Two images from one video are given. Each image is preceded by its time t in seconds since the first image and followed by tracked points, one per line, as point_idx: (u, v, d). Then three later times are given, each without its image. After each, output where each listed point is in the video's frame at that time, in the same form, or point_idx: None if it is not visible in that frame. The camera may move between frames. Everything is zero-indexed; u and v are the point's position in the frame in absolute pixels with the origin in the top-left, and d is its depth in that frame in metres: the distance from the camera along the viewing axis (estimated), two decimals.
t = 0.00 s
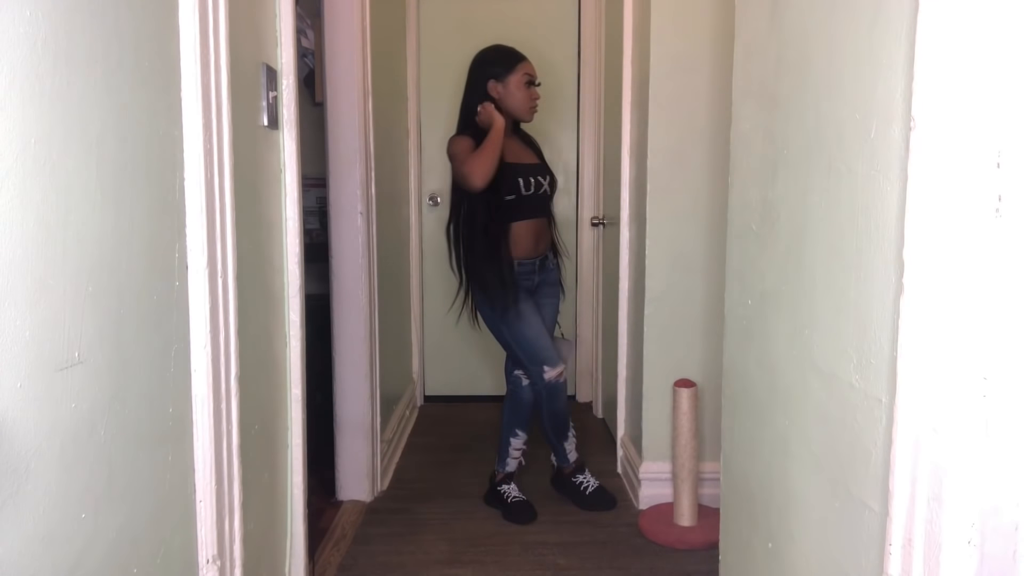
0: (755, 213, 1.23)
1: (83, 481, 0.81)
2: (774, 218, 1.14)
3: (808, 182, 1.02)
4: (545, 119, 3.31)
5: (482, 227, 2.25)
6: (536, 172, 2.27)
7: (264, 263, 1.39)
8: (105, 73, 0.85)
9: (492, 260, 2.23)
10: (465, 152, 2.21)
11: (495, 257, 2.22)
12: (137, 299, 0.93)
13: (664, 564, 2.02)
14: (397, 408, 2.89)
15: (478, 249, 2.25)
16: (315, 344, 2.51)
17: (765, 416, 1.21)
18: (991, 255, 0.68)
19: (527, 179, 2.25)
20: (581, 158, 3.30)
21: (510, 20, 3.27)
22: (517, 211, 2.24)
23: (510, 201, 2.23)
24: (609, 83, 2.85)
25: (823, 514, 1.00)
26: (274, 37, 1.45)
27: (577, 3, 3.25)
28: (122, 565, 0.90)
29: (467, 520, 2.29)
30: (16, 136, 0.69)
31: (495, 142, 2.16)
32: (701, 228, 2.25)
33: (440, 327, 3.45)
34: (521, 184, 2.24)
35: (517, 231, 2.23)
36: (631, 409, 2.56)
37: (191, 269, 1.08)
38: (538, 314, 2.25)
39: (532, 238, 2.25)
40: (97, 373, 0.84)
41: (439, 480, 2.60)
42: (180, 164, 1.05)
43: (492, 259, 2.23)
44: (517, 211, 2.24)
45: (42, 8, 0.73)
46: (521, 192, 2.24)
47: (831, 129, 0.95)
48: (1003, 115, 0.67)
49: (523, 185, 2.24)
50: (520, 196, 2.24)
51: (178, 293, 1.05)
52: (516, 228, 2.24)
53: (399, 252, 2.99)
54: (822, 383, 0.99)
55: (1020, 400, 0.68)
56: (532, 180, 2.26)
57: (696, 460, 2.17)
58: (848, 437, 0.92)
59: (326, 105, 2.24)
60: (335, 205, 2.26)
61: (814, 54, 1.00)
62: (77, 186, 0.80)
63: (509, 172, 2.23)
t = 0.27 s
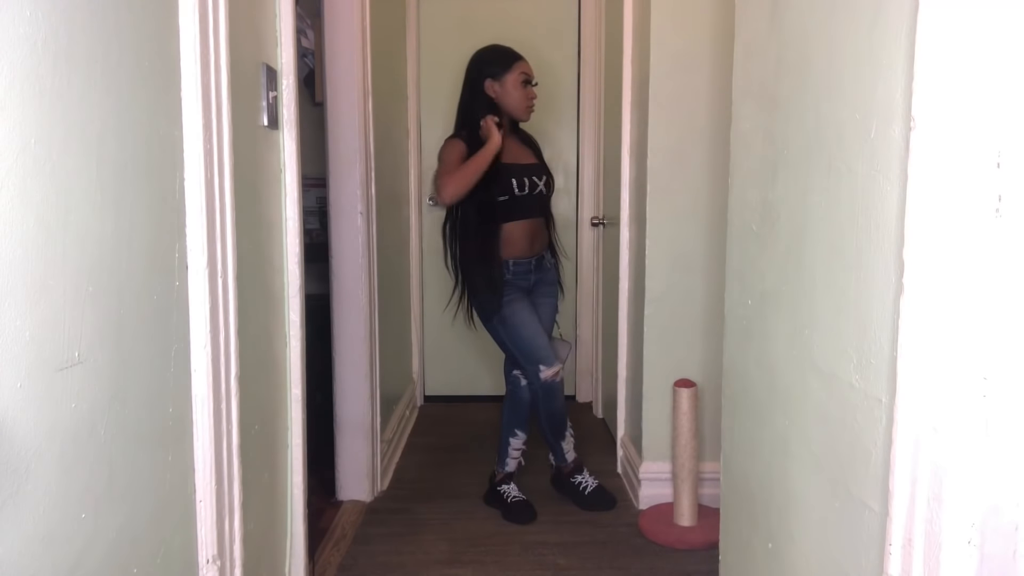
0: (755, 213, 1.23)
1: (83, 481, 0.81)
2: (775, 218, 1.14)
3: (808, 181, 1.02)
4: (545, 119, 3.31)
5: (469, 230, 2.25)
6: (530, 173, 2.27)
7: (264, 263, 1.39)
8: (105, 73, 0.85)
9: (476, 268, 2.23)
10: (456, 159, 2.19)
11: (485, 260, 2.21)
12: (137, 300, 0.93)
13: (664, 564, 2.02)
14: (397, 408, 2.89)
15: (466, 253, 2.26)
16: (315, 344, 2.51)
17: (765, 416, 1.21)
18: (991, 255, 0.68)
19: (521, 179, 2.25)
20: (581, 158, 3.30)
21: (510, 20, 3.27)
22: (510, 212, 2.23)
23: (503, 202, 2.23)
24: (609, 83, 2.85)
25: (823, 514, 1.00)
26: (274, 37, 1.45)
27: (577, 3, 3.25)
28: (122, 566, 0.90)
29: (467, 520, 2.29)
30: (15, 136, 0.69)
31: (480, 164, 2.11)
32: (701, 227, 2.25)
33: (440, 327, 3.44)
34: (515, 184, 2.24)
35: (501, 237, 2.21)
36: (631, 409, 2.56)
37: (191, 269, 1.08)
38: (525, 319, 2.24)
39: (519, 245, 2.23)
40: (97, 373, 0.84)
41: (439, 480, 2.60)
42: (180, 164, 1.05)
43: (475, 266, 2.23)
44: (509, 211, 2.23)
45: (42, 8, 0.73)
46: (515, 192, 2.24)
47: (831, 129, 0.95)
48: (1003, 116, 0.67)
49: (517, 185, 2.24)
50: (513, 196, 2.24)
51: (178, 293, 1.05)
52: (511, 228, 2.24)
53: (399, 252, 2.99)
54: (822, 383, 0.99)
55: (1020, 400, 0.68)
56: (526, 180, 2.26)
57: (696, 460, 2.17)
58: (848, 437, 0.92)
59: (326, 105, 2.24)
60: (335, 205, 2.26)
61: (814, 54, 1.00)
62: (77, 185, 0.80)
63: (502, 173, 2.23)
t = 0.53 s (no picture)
0: (755, 213, 1.23)
1: (83, 481, 0.81)
2: (774, 217, 1.14)
3: (808, 181, 1.02)
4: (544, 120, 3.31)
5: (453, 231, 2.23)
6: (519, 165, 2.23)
7: (264, 263, 1.39)
8: (105, 74, 0.85)
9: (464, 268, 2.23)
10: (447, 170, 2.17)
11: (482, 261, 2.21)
12: (137, 299, 0.93)
13: (664, 564, 2.02)
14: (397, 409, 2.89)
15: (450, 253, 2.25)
16: (315, 344, 2.51)
17: (765, 416, 1.21)
18: (992, 255, 0.68)
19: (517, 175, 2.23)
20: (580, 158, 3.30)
21: (509, 20, 3.27)
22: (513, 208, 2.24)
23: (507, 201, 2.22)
24: (609, 83, 2.85)
25: (822, 514, 1.00)
26: (274, 37, 1.45)
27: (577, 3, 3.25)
28: (122, 566, 0.90)
29: (467, 520, 2.29)
30: (15, 137, 0.69)
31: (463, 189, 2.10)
32: (701, 227, 2.24)
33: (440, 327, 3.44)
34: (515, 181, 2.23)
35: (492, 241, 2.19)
36: (631, 409, 2.56)
37: (191, 269, 1.08)
38: (519, 321, 2.27)
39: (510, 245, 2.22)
40: (97, 373, 0.84)
41: (439, 480, 2.60)
42: (180, 163, 1.05)
43: (462, 266, 2.23)
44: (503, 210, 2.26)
45: (41, 7, 0.73)
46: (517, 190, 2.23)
47: (831, 128, 0.95)
48: (1004, 116, 0.67)
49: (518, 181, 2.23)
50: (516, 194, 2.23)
51: (178, 292, 1.05)
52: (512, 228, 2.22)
53: (399, 252, 2.99)
54: (821, 383, 0.99)
55: (1020, 399, 0.68)
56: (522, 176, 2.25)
57: (696, 460, 2.17)
58: (848, 437, 0.92)
59: (326, 105, 2.24)
60: (335, 206, 2.26)
61: (814, 55, 1.00)
62: (76, 185, 0.80)
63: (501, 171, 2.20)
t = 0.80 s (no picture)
0: (754, 213, 1.23)
1: (83, 481, 0.81)
2: (774, 217, 1.15)
3: (808, 181, 1.02)
4: (544, 119, 3.32)
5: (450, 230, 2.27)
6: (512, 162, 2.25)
7: (265, 263, 1.40)
8: (105, 74, 0.85)
9: (460, 265, 2.23)
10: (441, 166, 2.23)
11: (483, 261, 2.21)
12: (138, 299, 0.93)
13: (664, 564, 2.02)
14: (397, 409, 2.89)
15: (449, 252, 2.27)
16: (315, 344, 2.51)
17: (765, 416, 1.21)
18: (993, 254, 0.69)
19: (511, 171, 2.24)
20: (581, 158, 3.30)
21: (509, 20, 3.27)
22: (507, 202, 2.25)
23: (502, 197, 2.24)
24: (609, 83, 2.85)
25: (822, 515, 1.00)
26: (274, 37, 1.45)
27: (577, 3, 3.25)
28: (122, 566, 0.90)
29: (467, 520, 2.29)
30: (15, 137, 0.69)
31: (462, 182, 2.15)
32: (701, 227, 2.25)
33: (440, 327, 3.44)
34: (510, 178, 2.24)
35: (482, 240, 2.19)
36: (631, 409, 2.56)
37: (191, 269, 1.08)
38: (515, 322, 2.26)
39: (506, 245, 2.22)
40: (98, 372, 0.84)
41: (439, 480, 2.60)
42: (180, 163, 1.05)
43: (459, 264, 2.23)
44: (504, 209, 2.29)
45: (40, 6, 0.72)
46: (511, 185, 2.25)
47: (831, 128, 0.95)
48: (1004, 117, 0.68)
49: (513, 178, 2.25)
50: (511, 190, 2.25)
51: (178, 292, 1.05)
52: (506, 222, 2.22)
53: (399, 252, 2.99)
54: (821, 382, 0.98)
55: (1019, 398, 0.69)
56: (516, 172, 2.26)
57: (696, 460, 2.17)
58: (848, 437, 0.92)
59: (326, 105, 2.24)
60: (335, 207, 2.26)
61: (814, 55, 1.00)
62: (77, 185, 0.80)
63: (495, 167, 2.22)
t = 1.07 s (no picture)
0: (755, 213, 1.23)
1: (83, 481, 0.81)
2: (774, 217, 1.15)
3: (807, 181, 1.02)
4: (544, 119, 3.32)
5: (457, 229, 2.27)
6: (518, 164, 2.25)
7: (264, 263, 1.39)
8: (106, 74, 0.85)
9: (466, 264, 2.23)
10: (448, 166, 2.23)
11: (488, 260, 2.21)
12: (137, 299, 0.93)
13: (664, 564, 2.02)
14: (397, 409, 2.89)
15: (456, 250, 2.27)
16: (315, 344, 2.51)
17: (765, 416, 1.21)
18: (992, 255, 0.68)
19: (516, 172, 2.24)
20: (581, 158, 3.30)
21: (509, 20, 3.27)
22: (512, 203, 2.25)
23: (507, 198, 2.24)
24: (609, 83, 2.85)
25: (823, 515, 1.00)
26: (274, 37, 1.45)
27: (577, 3, 3.25)
28: (122, 567, 0.90)
29: (467, 520, 2.29)
30: (15, 137, 0.69)
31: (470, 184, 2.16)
32: (701, 228, 2.25)
33: (440, 327, 3.44)
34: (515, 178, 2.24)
35: (489, 239, 2.20)
36: (631, 409, 2.56)
37: (191, 269, 1.08)
38: (520, 324, 2.26)
39: (512, 246, 2.22)
40: (98, 372, 0.84)
41: (439, 480, 2.60)
42: (180, 163, 1.05)
43: (464, 262, 2.23)
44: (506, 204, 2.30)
45: (39, 5, 0.72)
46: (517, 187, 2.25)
47: (831, 128, 0.95)
48: (1004, 118, 0.67)
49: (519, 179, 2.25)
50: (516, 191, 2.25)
51: (178, 293, 1.05)
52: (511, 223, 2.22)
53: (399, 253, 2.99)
54: (821, 382, 0.98)
55: (1019, 399, 0.69)
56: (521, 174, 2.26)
57: (696, 460, 2.17)
58: (848, 438, 0.92)
59: (326, 105, 2.24)
60: (336, 207, 2.26)
61: (814, 54, 1.00)
62: (76, 186, 0.80)
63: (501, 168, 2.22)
